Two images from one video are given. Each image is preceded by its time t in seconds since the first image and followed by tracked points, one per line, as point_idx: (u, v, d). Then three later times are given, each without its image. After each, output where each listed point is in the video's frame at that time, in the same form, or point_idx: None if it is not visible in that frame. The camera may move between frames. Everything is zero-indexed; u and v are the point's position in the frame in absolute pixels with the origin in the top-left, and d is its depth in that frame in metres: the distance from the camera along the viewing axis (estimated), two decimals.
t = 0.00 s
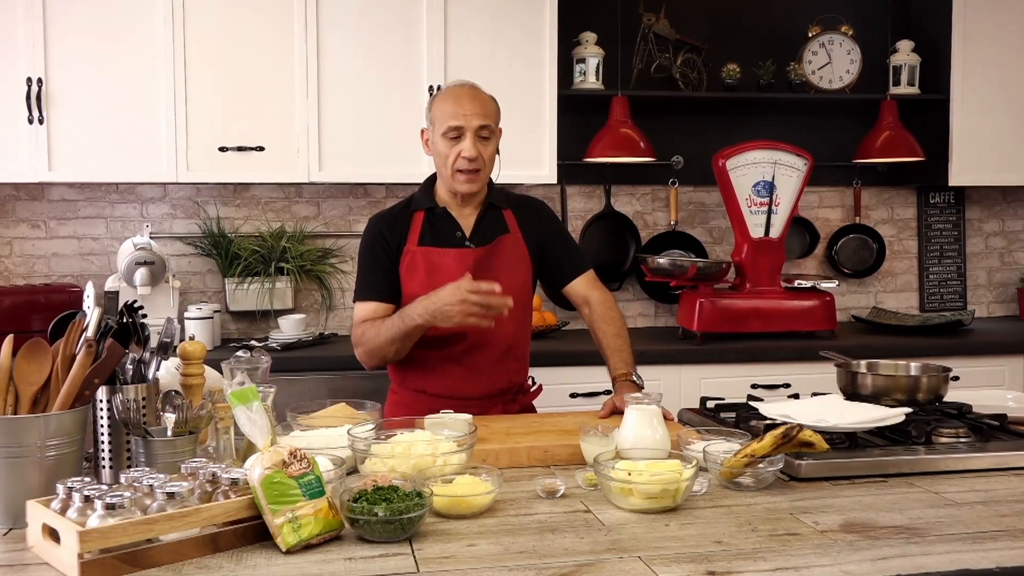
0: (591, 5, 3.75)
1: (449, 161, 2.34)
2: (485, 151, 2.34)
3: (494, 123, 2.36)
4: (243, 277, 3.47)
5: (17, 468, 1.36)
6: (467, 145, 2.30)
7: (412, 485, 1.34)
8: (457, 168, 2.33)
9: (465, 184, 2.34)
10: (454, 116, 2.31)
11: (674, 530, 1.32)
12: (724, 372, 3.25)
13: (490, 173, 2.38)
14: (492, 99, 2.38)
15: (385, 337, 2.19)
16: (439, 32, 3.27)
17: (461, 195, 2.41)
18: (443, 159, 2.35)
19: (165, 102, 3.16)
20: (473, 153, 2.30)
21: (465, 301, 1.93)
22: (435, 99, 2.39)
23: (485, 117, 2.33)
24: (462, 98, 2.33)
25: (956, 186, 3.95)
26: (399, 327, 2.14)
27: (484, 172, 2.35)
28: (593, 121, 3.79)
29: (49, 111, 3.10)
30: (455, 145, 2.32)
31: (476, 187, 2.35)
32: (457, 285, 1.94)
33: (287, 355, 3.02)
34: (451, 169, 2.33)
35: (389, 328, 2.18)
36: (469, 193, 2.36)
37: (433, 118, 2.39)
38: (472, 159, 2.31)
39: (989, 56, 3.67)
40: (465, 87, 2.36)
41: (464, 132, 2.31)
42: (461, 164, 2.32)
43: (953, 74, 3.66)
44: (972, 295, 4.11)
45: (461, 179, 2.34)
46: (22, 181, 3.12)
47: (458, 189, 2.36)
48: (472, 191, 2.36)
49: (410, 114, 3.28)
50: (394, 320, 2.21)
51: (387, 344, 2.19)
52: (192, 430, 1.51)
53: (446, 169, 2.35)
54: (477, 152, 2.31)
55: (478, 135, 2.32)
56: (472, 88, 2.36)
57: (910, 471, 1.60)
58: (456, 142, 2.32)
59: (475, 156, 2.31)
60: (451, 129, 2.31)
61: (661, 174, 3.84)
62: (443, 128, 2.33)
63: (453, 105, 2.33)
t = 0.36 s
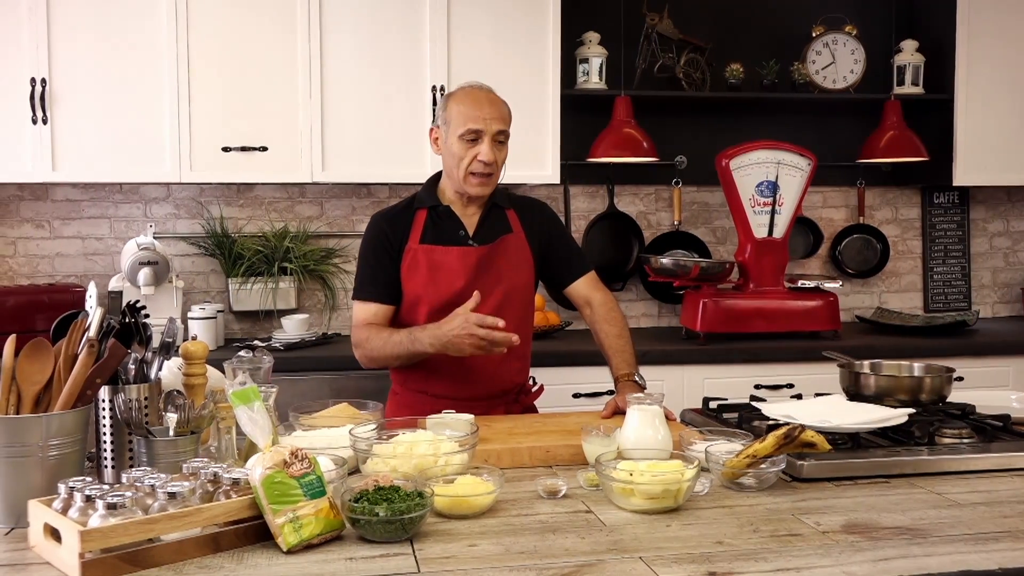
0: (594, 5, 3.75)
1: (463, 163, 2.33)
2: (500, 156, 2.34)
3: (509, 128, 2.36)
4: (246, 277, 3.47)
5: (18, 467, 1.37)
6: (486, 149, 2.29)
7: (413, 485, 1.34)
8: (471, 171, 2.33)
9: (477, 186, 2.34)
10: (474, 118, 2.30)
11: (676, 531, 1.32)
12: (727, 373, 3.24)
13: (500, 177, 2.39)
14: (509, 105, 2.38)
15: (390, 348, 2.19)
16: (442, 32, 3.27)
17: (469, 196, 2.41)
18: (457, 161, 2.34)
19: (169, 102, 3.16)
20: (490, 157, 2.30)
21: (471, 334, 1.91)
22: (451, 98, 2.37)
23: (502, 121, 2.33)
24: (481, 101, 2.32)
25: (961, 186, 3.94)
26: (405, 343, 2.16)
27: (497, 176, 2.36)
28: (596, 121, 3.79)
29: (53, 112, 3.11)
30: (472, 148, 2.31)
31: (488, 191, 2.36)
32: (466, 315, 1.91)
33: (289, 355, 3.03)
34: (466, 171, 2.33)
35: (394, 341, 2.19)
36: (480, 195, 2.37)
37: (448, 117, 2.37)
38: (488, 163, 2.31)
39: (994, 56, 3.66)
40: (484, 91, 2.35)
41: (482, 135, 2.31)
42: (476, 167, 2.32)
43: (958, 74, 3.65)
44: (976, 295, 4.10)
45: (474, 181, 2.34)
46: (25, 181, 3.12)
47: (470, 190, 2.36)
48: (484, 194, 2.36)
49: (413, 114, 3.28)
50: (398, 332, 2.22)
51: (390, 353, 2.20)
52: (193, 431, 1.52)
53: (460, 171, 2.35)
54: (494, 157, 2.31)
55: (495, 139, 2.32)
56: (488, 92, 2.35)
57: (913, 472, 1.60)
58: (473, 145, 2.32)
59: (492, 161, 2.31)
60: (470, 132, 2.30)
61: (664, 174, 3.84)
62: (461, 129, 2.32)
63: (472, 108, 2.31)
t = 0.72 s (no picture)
0: (598, 5, 3.75)
1: (463, 162, 2.33)
2: (501, 155, 2.34)
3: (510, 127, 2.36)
4: (251, 277, 3.48)
5: (21, 466, 1.37)
6: (485, 149, 2.29)
7: (416, 485, 1.34)
8: (471, 171, 2.33)
9: (477, 186, 2.35)
10: (474, 119, 2.29)
11: (678, 531, 1.31)
12: (731, 373, 3.24)
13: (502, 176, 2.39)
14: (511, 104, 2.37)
15: (395, 343, 2.19)
16: (446, 31, 3.27)
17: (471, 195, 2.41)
18: (458, 160, 2.35)
19: (173, 102, 3.17)
20: (490, 157, 2.29)
21: (470, 315, 1.94)
22: (453, 97, 2.37)
23: (503, 121, 2.32)
24: (483, 101, 2.32)
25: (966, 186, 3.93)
26: (407, 334, 2.15)
27: (498, 176, 2.36)
28: (600, 121, 3.79)
29: (57, 112, 3.12)
30: (472, 148, 2.32)
31: (489, 191, 2.36)
32: (462, 297, 1.94)
33: (293, 355, 3.03)
34: (466, 171, 2.33)
35: (398, 335, 2.18)
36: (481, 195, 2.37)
37: (450, 117, 2.37)
38: (488, 163, 2.31)
39: (999, 55, 3.65)
40: (486, 90, 2.34)
41: (482, 135, 2.31)
42: (475, 167, 2.32)
43: (963, 73, 3.64)
44: (981, 295, 4.08)
45: (475, 181, 2.34)
46: (30, 181, 3.13)
47: (470, 190, 2.36)
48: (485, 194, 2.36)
49: (417, 113, 3.29)
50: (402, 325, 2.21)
51: (394, 347, 2.19)
52: (196, 430, 1.52)
53: (461, 170, 2.35)
54: (494, 157, 2.31)
55: (496, 139, 2.32)
56: (490, 91, 2.35)
57: (916, 472, 1.59)
58: (474, 144, 2.31)
59: (492, 161, 2.31)
60: (470, 132, 2.30)
61: (668, 173, 3.83)
62: (461, 129, 2.32)
63: (472, 107, 2.31)
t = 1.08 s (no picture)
0: (600, 5, 3.75)
1: (447, 161, 2.35)
2: (485, 153, 2.33)
3: (497, 125, 2.34)
4: (254, 277, 3.48)
5: (23, 466, 1.37)
6: (462, 145, 2.31)
7: (416, 485, 1.34)
8: (453, 169, 2.34)
9: (461, 184, 2.35)
10: (455, 115, 2.31)
11: (679, 532, 1.31)
12: (734, 373, 3.23)
13: (490, 175, 2.37)
14: (500, 103, 2.36)
15: (398, 349, 2.18)
16: (449, 31, 3.27)
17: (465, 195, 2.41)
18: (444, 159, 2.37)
19: (176, 102, 3.17)
20: (468, 154, 2.30)
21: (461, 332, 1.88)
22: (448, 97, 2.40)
23: (486, 118, 2.31)
24: (466, 98, 2.33)
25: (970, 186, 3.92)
26: (409, 342, 2.14)
27: (481, 174, 2.35)
28: (603, 121, 3.78)
29: (61, 112, 3.12)
30: (453, 145, 2.33)
31: (473, 189, 2.35)
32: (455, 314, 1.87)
33: (295, 355, 3.03)
34: (448, 168, 2.35)
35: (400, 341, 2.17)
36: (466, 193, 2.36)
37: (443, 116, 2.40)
38: (467, 160, 2.31)
39: (1003, 55, 3.64)
40: (473, 88, 2.35)
41: (462, 132, 2.32)
42: (456, 164, 2.33)
43: (967, 73, 3.63)
44: (985, 295, 4.07)
45: (457, 179, 2.34)
46: (34, 181, 3.14)
47: (456, 189, 2.37)
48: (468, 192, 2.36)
49: (420, 113, 3.29)
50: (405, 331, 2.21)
51: (396, 352, 2.19)
52: (197, 430, 1.53)
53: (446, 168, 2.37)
54: (473, 154, 2.31)
55: (475, 136, 2.32)
56: (479, 89, 2.35)
57: (919, 473, 1.59)
58: (455, 141, 2.33)
59: (471, 158, 2.31)
60: (451, 129, 2.32)
61: (671, 173, 3.83)
62: (445, 126, 2.35)
63: (456, 105, 2.33)
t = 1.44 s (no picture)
0: (604, 5, 3.74)
1: (453, 163, 2.35)
2: (490, 155, 2.33)
3: (502, 126, 2.33)
4: (257, 277, 3.48)
5: (25, 466, 1.37)
6: (468, 149, 2.30)
7: (418, 485, 1.34)
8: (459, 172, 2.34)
9: (468, 187, 2.35)
10: (459, 119, 2.30)
11: (680, 533, 1.31)
12: (737, 373, 3.23)
13: (496, 175, 2.37)
14: (503, 102, 2.35)
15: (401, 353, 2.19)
16: (452, 31, 3.27)
17: (469, 196, 2.41)
18: (449, 161, 2.37)
19: (179, 102, 3.18)
20: (474, 158, 2.30)
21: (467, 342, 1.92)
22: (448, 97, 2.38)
23: (491, 120, 2.31)
24: (470, 100, 2.31)
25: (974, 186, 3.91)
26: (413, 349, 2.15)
27: (488, 176, 2.35)
28: (607, 121, 3.78)
29: (64, 112, 3.13)
30: (458, 149, 2.33)
31: (479, 190, 2.36)
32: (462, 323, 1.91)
33: (298, 355, 3.04)
34: (454, 171, 2.35)
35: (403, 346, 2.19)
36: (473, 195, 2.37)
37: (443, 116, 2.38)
38: (473, 164, 2.31)
39: (1008, 54, 3.63)
40: (475, 89, 2.33)
41: (468, 135, 2.31)
42: (462, 168, 2.33)
43: (972, 73, 3.62)
44: (990, 296, 4.06)
45: (464, 182, 2.35)
46: (38, 182, 3.14)
47: (462, 191, 2.37)
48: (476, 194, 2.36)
49: (423, 113, 3.29)
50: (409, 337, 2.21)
51: (398, 357, 2.20)
52: (199, 429, 1.52)
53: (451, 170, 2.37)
54: (479, 157, 2.31)
55: (481, 139, 2.31)
56: (481, 90, 2.34)
57: (922, 473, 1.58)
58: (460, 145, 2.33)
59: (477, 161, 2.31)
60: (455, 132, 2.31)
61: (674, 173, 3.83)
62: (448, 129, 2.34)
63: (459, 107, 2.32)
